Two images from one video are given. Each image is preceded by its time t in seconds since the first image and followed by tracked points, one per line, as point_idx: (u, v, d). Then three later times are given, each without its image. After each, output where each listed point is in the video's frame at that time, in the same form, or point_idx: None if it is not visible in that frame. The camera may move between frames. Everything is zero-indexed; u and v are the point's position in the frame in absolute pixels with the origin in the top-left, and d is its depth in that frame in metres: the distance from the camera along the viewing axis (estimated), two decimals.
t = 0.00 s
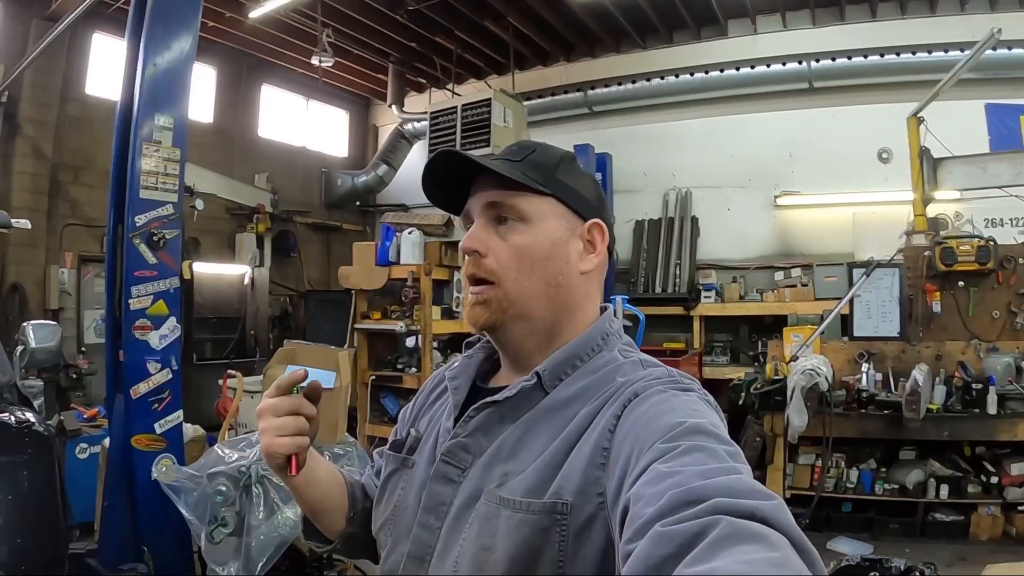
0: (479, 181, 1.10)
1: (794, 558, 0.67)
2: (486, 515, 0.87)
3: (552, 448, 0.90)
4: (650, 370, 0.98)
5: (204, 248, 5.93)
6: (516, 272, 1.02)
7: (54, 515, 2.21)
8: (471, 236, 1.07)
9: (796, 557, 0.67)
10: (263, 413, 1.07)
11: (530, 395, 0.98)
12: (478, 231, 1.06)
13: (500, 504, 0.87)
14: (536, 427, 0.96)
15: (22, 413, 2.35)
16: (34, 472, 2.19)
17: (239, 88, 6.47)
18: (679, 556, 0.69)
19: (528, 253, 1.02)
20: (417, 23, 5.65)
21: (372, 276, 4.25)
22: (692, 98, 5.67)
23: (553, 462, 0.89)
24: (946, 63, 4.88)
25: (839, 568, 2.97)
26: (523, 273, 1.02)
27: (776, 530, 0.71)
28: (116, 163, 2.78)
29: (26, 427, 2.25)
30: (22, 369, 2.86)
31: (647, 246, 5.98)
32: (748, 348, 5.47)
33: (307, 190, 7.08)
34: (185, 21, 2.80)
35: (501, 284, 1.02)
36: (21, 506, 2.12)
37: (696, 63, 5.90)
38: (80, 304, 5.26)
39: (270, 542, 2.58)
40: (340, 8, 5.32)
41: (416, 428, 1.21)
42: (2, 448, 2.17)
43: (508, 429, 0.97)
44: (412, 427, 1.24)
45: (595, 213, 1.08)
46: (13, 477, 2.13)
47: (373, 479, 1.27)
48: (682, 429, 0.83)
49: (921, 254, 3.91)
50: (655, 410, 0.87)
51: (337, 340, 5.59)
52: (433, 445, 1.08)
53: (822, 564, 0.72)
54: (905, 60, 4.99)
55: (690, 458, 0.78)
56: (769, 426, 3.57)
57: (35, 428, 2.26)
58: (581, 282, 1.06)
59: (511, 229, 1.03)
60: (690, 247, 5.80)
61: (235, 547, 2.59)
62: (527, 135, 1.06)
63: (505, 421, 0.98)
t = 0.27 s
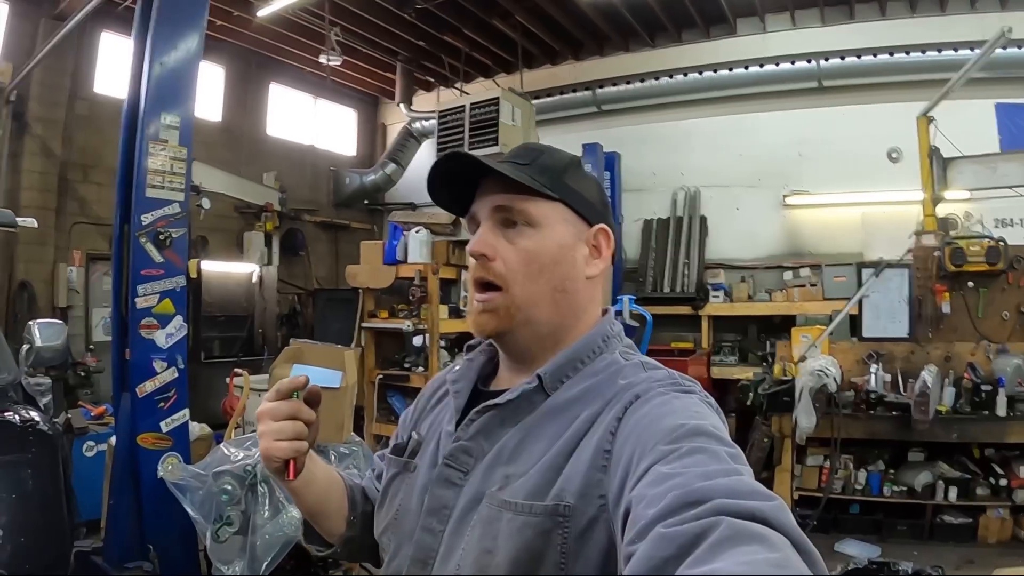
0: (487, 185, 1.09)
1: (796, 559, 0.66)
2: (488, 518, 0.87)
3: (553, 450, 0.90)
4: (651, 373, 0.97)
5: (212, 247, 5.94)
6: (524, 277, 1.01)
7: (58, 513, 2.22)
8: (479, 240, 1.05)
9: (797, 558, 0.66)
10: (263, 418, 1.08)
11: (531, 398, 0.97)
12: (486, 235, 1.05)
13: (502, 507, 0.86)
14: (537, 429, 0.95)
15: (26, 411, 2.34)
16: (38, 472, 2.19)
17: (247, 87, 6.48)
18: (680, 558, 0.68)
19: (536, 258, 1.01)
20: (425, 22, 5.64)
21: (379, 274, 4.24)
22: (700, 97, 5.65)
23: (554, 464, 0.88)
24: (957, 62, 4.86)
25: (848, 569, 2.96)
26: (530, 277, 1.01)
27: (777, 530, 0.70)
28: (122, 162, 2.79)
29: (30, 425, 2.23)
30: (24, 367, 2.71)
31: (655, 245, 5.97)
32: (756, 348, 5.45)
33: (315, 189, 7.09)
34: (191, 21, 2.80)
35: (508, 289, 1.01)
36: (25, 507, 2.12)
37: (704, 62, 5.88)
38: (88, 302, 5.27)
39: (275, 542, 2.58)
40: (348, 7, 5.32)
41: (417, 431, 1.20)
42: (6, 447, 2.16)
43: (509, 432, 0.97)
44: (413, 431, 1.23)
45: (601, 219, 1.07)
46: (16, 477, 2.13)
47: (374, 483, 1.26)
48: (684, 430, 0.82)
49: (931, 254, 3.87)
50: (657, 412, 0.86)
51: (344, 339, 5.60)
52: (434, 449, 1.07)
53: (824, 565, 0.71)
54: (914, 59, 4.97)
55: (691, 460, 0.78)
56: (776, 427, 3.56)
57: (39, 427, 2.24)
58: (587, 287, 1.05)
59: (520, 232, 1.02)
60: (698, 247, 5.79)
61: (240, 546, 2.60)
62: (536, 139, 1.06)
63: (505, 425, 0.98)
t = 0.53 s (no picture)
0: (515, 180, 1.06)
1: (800, 561, 0.65)
2: (494, 519, 0.87)
3: (558, 450, 0.89)
4: (656, 372, 0.96)
5: (221, 248, 5.96)
6: (559, 277, 0.99)
7: (64, 513, 2.21)
8: (511, 235, 1.02)
9: (802, 560, 0.65)
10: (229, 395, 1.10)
11: (537, 399, 0.97)
12: (519, 230, 1.02)
13: (507, 507, 0.86)
14: (542, 429, 0.94)
15: (30, 409, 2.30)
16: (44, 473, 2.18)
17: (255, 88, 6.50)
18: (685, 559, 0.67)
19: (572, 259, 1.01)
20: (433, 23, 5.64)
21: (387, 275, 4.25)
22: (708, 97, 5.63)
23: (560, 464, 0.87)
24: (966, 60, 4.83)
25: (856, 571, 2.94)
26: (565, 278, 1.00)
27: (782, 532, 0.69)
28: (128, 163, 2.79)
29: (36, 426, 2.20)
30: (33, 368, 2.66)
31: (664, 246, 5.96)
32: (765, 349, 5.43)
33: (324, 190, 7.10)
34: (198, 22, 2.80)
35: (546, 288, 0.99)
36: (30, 508, 2.13)
37: (712, 62, 5.87)
38: (97, 303, 5.30)
39: (281, 543, 2.56)
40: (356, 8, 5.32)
41: (420, 433, 1.20)
42: (11, 448, 2.13)
43: (514, 433, 0.96)
44: (416, 432, 1.22)
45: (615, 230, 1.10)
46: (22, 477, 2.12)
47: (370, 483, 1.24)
48: (689, 431, 0.82)
49: (940, 254, 3.86)
50: (663, 412, 0.85)
51: (353, 340, 5.61)
52: (438, 450, 1.07)
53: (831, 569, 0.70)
54: (923, 58, 4.94)
55: (696, 460, 0.77)
56: (786, 427, 3.54)
57: (45, 427, 2.21)
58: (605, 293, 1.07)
59: (554, 232, 1.01)
60: (707, 247, 5.78)
61: (246, 547, 2.59)
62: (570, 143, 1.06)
63: (511, 426, 0.97)
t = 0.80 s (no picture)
0: (536, 186, 1.04)
1: (798, 558, 0.65)
2: (493, 518, 0.87)
3: (557, 449, 0.89)
4: (655, 372, 0.97)
5: (236, 251, 6.00)
6: (575, 294, 1.01)
7: (75, 511, 2.16)
8: (530, 249, 1.02)
9: (799, 556, 0.65)
10: (307, 448, 1.03)
11: (537, 399, 0.97)
12: (538, 245, 1.01)
13: (506, 506, 0.86)
14: (542, 428, 0.94)
15: (45, 410, 2.27)
16: (57, 472, 2.12)
17: (270, 92, 6.54)
18: (682, 556, 0.67)
19: (588, 277, 1.01)
20: (447, 27, 5.66)
21: (400, 278, 4.26)
22: (721, 99, 5.62)
23: (559, 462, 0.88)
24: (981, 61, 4.79)
25: None
26: (579, 295, 1.01)
27: (780, 529, 0.69)
28: (143, 166, 2.81)
29: (49, 424, 2.15)
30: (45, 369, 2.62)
31: (678, 249, 5.95)
32: (780, 352, 5.42)
33: (338, 193, 7.13)
34: (212, 27, 2.82)
35: (562, 307, 1.01)
36: (41, 506, 2.05)
37: (725, 64, 5.86)
38: (112, 305, 5.34)
39: (293, 543, 2.60)
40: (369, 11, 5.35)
41: (421, 434, 1.20)
42: (26, 446, 2.07)
43: (513, 433, 0.96)
44: (417, 433, 1.23)
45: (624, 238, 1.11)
46: (35, 476, 2.05)
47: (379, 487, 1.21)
48: (687, 429, 0.82)
49: (955, 256, 3.85)
50: (661, 411, 0.86)
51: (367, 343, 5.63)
52: (438, 451, 1.07)
53: (829, 567, 0.70)
54: (937, 59, 4.90)
55: (695, 458, 0.77)
56: (800, 431, 3.51)
57: (57, 425, 2.16)
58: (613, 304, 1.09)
59: (573, 249, 1.01)
60: (721, 250, 5.77)
61: (258, 548, 2.61)
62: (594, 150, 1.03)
63: (510, 426, 0.97)
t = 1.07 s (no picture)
0: (524, 182, 1.04)
1: (800, 556, 0.65)
2: (494, 514, 0.87)
3: (558, 446, 0.90)
4: (657, 368, 0.97)
5: (242, 252, 6.02)
6: (562, 290, 1.01)
7: (79, 509, 2.16)
8: (516, 245, 1.02)
9: (802, 555, 0.66)
10: (303, 459, 1.03)
11: (538, 395, 0.98)
12: (524, 241, 1.02)
13: (507, 502, 0.86)
14: (543, 425, 0.95)
15: (50, 408, 2.29)
16: (63, 470, 2.12)
17: (275, 93, 6.56)
18: (684, 554, 0.68)
19: (576, 271, 1.01)
20: (452, 27, 5.67)
21: (406, 278, 4.28)
22: (725, 99, 5.62)
23: (560, 459, 0.88)
24: (985, 60, 4.78)
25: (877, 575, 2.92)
26: (568, 291, 1.01)
27: (783, 527, 0.69)
28: (149, 167, 2.82)
29: (55, 423, 2.16)
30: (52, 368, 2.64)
31: (684, 249, 5.95)
32: (785, 352, 5.41)
33: (343, 193, 7.14)
34: (217, 28, 2.83)
35: (548, 301, 1.01)
36: (47, 504, 2.04)
37: (730, 64, 5.86)
38: (118, 306, 5.36)
39: (298, 542, 2.56)
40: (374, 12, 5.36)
41: (423, 431, 1.20)
42: (32, 444, 2.07)
43: (515, 430, 0.96)
44: (420, 430, 1.23)
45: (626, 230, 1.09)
46: (40, 473, 2.05)
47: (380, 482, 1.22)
48: (689, 427, 0.82)
49: (961, 255, 3.83)
50: (662, 408, 0.86)
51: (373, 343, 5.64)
52: (439, 447, 1.08)
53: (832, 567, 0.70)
54: (942, 58, 4.89)
55: (697, 455, 0.78)
56: (806, 431, 3.51)
57: (62, 423, 2.18)
58: (610, 296, 1.08)
59: (561, 244, 1.01)
60: (726, 250, 5.77)
61: (264, 547, 2.59)
62: (582, 142, 1.01)
63: (511, 422, 0.97)
